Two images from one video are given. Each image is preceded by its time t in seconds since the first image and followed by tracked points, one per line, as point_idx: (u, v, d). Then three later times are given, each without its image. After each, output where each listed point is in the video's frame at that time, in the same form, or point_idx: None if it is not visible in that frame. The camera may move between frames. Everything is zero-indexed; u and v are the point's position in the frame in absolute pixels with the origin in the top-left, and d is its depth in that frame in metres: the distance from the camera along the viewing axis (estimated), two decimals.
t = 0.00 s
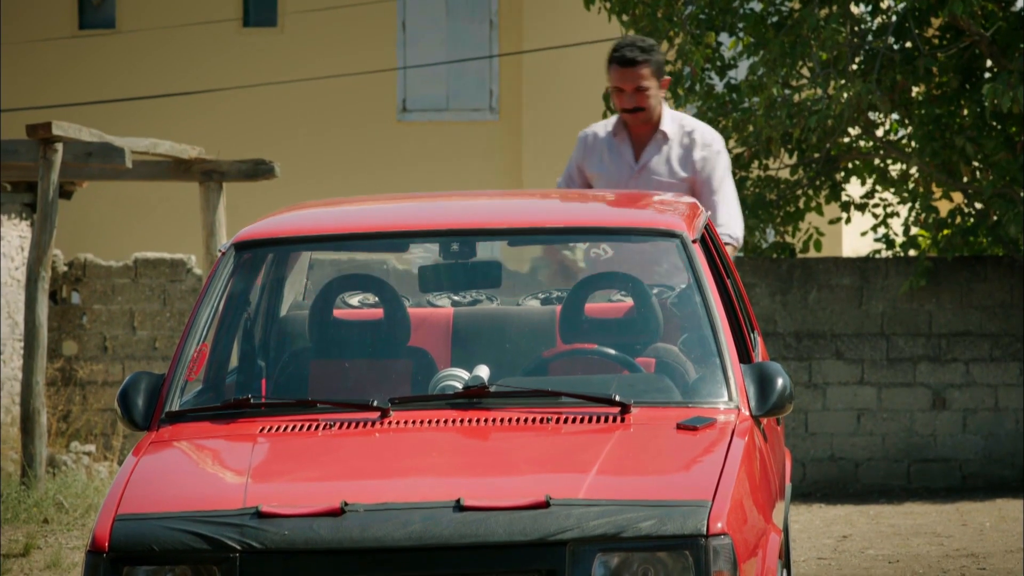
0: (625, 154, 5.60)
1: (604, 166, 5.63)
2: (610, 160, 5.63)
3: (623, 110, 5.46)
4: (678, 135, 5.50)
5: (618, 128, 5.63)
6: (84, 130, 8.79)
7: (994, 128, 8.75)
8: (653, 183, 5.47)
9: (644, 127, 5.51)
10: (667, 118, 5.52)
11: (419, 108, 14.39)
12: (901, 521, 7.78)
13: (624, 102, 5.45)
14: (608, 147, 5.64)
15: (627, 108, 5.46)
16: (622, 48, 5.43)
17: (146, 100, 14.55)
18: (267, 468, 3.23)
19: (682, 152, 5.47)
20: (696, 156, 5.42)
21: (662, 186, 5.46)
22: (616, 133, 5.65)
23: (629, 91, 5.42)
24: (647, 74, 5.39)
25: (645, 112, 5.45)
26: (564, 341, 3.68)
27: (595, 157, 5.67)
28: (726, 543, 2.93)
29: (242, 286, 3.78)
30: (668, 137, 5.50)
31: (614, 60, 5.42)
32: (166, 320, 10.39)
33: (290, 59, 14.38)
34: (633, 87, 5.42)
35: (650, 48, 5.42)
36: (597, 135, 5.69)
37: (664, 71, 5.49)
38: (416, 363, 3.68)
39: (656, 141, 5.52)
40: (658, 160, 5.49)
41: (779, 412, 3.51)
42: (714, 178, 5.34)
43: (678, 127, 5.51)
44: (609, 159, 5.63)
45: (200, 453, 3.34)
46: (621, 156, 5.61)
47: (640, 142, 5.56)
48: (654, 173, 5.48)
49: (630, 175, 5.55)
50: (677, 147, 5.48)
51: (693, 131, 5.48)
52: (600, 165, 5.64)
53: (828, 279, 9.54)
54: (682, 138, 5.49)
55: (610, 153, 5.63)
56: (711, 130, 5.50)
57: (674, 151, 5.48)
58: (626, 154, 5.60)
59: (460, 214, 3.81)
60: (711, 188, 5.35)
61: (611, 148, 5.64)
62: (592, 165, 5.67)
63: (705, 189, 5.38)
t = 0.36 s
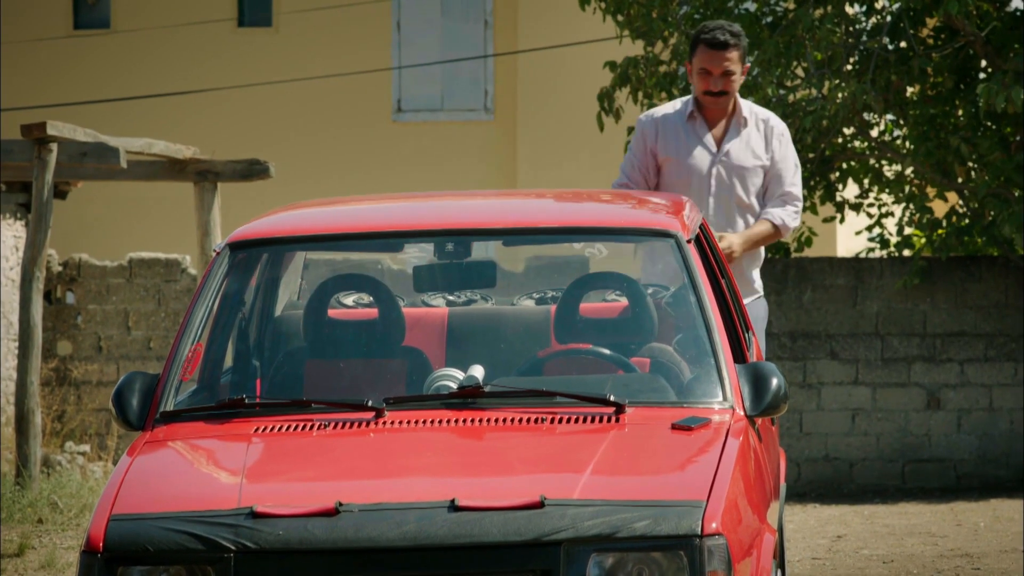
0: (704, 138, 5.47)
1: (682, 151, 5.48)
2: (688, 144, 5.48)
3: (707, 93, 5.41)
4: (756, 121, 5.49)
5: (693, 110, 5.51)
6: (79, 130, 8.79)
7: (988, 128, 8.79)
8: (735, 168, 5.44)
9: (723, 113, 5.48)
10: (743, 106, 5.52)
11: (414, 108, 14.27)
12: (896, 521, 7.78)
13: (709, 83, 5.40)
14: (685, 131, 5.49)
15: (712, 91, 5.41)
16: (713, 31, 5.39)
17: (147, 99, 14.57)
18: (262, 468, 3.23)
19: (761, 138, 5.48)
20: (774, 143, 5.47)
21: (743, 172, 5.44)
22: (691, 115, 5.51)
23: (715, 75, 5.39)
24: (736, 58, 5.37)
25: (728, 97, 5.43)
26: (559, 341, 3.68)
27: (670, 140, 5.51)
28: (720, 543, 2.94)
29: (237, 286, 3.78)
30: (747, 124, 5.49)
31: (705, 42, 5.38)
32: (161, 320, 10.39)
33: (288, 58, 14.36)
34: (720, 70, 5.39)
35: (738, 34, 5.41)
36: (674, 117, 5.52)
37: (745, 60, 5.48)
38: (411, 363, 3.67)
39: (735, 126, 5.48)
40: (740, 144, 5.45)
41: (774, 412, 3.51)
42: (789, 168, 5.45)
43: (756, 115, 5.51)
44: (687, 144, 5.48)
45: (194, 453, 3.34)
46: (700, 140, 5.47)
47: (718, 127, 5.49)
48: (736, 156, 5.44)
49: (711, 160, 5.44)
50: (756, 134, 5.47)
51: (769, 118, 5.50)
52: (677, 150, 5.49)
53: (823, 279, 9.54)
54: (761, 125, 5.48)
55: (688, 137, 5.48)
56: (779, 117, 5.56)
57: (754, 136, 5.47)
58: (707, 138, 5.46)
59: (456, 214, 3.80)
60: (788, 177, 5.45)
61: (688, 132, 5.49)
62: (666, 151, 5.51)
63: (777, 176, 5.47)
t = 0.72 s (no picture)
0: (751, 152, 5.16)
1: (731, 168, 5.15)
2: (736, 160, 5.16)
3: (749, 106, 5.13)
4: (795, 133, 5.27)
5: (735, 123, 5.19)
6: (61, 133, 8.78)
7: (971, 131, 8.77)
8: (785, 182, 5.18)
9: (764, 126, 5.22)
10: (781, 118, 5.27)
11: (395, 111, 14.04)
12: (880, 524, 7.77)
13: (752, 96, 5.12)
14: (730, 146, 5.16)
15: (753, 104, 5.13)
16: (755, 43, 5.14)
17: (139, 100, 14.23)
18: (244, 471, 3.23)
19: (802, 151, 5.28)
20: (812, 153, 5.30)
21: (792, 186, 5.20)
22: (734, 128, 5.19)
23: (757, 88, 5.12)
24: (780, 71, 5.13)
25: (771, 110, 5.17)
26: (540, 343, 3.68)
27: (716, 156, 5.17)
28: (702, 545, 2.93)
29: (219, 288, 3.77)
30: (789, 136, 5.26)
31: (747, 54, 5.14)
32: (143, 322, 10.39)
33: (283, 59, 14.02)
34: (763, 83, 5.12)
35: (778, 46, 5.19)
36: (717, 131, 5.19)
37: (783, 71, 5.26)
38: (393, 365, 3.67)
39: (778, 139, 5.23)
40: (786, 157, 5.21)
41: (755, 415, 3.51)
42: (826, 178, 5.33)
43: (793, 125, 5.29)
44: (734, 159, 5.15)
45: (177, 455, 3.34)
46: (748, 155, 5.15)
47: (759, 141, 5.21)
48: (785, 169, 5.19)
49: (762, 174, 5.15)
50: (797, 145, 5.26)
51: (806, 131, 5.30)
52: (725, 167, 5.15)
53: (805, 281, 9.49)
54: (800, 135, 5.27)
55: (735, 152, 5.16)
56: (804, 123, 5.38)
57: (795, 149, 5.25)
58: (754, 153, 5.16)
59: (439, 217, 3.79)
60: (826, 187, 5.33)
61: (734, 147, 5.17)
62: (711, 167, 5.16)
63: (813, 187, 5.32)
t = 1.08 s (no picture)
0: (788, 156, 4.44)
1: (767, 175, 4.43)
2: (771, 165, 4.43)
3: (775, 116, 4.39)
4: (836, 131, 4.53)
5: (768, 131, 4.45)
6: (33, 140, 8.77)
7: (944, 138, 8.34)
8: (827, 183, 4.45)
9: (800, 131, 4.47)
10: (820, 117, 4.52)
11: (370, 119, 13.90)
12: (851, 532, 7.73)
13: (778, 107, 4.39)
14: (767, 152, 4.44)
15: (781, 114, 4.39)
16: (783, 49, 4.35)
17: (115, 107, 13.91)
18: (216, 478, 3.22)
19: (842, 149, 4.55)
20: (854, 148, 4.56)
21: (836, 187, 4.48)
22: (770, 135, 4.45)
23: (784, 98, 4.37)
24: (811, 77, 4.35)
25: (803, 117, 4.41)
26: (514, 351, 3.66)
27: (749, 161, 4.45)
28: (675, 552, 2.93)
29: (191, 296, 3.78)
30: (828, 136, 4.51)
31: (771, 62, 4.35)
32: (115, 329, 10.15)
33: (260, 68, 13.72)
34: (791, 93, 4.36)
35: (810, 50, 4.36)
36: (750, 136, 4.46)
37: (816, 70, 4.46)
38: (366, 373, 3.67)
39: (817, 139, 4.49)
40: (826, 160, 4.46)
41: (728, 422, 3.51)
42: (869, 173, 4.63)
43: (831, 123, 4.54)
44: (771, 164, 4.43)
45: (149, 463, 3.34)
46: (784, 159, 4.44)
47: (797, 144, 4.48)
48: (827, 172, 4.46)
49: (802, 179, 4.43)
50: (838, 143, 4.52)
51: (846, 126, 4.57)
52: (761, 175, 4.43)
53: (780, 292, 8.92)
54: (840, 132, 4.54)
55: (770, 157, 4.44)
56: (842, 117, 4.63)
57: (837, 150, 4.51)
58: (793, 157, 4.44)
59: (414, 224, 3.79)
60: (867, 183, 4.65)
61: (768, 151, 4.44)
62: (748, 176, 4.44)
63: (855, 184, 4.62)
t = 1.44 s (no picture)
0: (819, 160, 4.15)
1: (793, 177, 4.16)
2: (799, 167, 4.16)
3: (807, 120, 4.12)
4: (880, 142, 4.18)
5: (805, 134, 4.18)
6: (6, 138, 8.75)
7: (916, 139, 8.17)
8: (855, 191, 4.12)
9: (839, 138, 4.16)
10: (865, 125, 4.19)
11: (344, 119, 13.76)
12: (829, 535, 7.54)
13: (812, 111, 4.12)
14: (799, 153, 4.17)
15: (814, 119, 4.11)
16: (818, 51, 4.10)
17: (97, 107, 13.90)
18: (190, 479, 3.22)
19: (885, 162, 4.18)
20: (897, 159, 4.19)
21: (869, 197, 4.14)
22: (805, 137, 4.18)
23: (817, 101, 4.10)
24: (844, 81, 4.06)
25: (839, 121, 4.11)
26: (487, 350, 3.66)
27: (777, 160, 4.19)
28: (649, 553, 2.94)
29: (165, 296, 3.78)
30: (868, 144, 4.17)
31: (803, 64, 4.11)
32: (89, 329, 9.85)
33: (246, 68, 13.74)
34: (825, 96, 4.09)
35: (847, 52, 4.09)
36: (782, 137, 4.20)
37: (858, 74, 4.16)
38: (340, 373, 3.67)
39: (857, 148, 4.16)
40: (862, 170, 4.13)
41: (702, 422, 3.52)
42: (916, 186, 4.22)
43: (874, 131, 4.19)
44: (799, 166, 4.16)
45: (122, 463, 3.33)
46: (814, 163, 4.15)
47: (835, 152, 4.17)
48: (859, 182, 4.12)
49: (830, 185, 4.12)
50: (877, 152, 4.17)
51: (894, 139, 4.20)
52: (786, 176, 4.17)
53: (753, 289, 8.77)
54: (882, 142, 4.18)
55: (799, 158, 4.17)
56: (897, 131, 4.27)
57: (877, 161, 4.16)
58: (823, 161, 4.14)
59: (388, 224, 3.80)
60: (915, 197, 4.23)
61: (797, 152, 4.17)
62: (775, 175, 4.19)
63: (900, 198, 4.23)
